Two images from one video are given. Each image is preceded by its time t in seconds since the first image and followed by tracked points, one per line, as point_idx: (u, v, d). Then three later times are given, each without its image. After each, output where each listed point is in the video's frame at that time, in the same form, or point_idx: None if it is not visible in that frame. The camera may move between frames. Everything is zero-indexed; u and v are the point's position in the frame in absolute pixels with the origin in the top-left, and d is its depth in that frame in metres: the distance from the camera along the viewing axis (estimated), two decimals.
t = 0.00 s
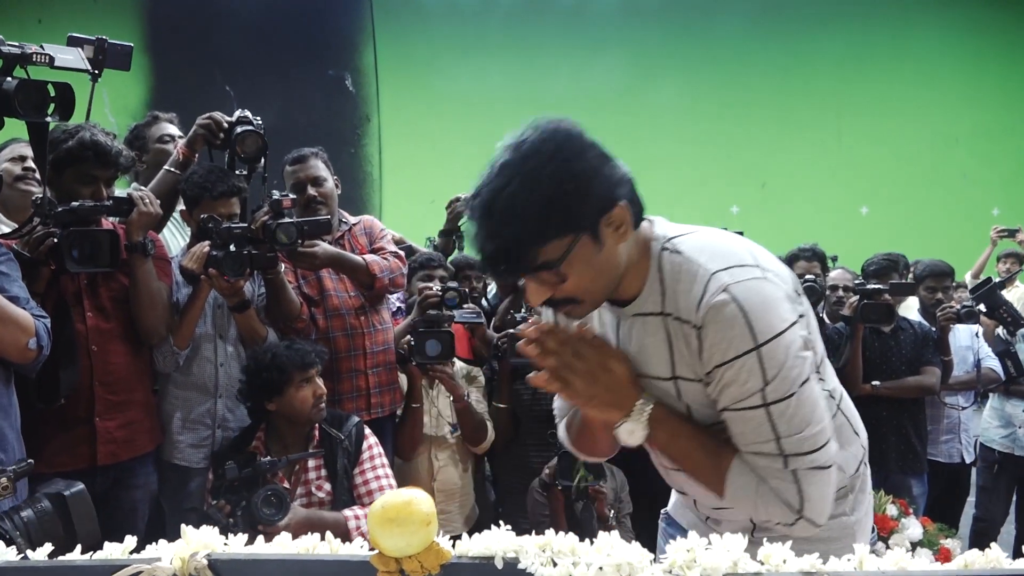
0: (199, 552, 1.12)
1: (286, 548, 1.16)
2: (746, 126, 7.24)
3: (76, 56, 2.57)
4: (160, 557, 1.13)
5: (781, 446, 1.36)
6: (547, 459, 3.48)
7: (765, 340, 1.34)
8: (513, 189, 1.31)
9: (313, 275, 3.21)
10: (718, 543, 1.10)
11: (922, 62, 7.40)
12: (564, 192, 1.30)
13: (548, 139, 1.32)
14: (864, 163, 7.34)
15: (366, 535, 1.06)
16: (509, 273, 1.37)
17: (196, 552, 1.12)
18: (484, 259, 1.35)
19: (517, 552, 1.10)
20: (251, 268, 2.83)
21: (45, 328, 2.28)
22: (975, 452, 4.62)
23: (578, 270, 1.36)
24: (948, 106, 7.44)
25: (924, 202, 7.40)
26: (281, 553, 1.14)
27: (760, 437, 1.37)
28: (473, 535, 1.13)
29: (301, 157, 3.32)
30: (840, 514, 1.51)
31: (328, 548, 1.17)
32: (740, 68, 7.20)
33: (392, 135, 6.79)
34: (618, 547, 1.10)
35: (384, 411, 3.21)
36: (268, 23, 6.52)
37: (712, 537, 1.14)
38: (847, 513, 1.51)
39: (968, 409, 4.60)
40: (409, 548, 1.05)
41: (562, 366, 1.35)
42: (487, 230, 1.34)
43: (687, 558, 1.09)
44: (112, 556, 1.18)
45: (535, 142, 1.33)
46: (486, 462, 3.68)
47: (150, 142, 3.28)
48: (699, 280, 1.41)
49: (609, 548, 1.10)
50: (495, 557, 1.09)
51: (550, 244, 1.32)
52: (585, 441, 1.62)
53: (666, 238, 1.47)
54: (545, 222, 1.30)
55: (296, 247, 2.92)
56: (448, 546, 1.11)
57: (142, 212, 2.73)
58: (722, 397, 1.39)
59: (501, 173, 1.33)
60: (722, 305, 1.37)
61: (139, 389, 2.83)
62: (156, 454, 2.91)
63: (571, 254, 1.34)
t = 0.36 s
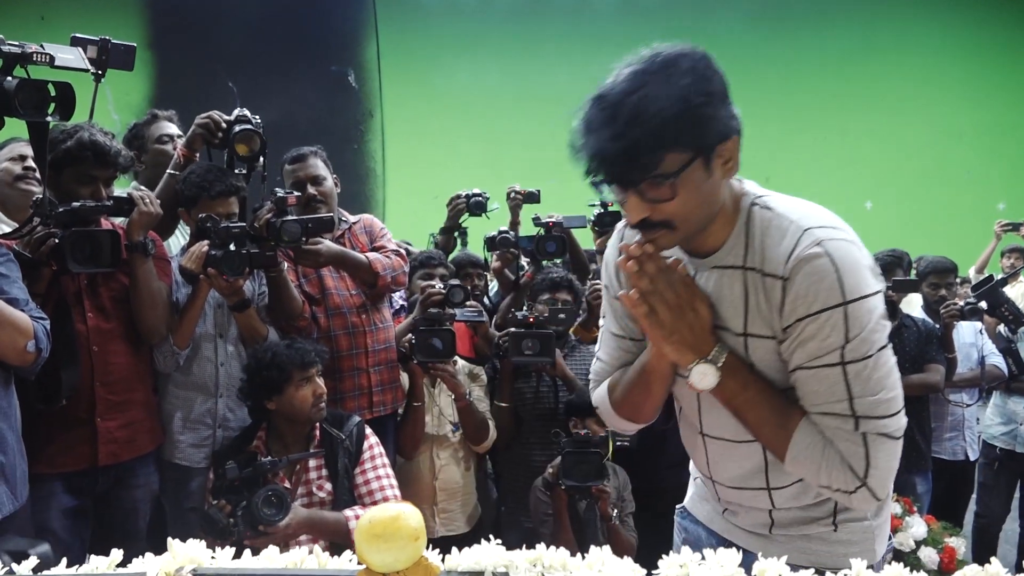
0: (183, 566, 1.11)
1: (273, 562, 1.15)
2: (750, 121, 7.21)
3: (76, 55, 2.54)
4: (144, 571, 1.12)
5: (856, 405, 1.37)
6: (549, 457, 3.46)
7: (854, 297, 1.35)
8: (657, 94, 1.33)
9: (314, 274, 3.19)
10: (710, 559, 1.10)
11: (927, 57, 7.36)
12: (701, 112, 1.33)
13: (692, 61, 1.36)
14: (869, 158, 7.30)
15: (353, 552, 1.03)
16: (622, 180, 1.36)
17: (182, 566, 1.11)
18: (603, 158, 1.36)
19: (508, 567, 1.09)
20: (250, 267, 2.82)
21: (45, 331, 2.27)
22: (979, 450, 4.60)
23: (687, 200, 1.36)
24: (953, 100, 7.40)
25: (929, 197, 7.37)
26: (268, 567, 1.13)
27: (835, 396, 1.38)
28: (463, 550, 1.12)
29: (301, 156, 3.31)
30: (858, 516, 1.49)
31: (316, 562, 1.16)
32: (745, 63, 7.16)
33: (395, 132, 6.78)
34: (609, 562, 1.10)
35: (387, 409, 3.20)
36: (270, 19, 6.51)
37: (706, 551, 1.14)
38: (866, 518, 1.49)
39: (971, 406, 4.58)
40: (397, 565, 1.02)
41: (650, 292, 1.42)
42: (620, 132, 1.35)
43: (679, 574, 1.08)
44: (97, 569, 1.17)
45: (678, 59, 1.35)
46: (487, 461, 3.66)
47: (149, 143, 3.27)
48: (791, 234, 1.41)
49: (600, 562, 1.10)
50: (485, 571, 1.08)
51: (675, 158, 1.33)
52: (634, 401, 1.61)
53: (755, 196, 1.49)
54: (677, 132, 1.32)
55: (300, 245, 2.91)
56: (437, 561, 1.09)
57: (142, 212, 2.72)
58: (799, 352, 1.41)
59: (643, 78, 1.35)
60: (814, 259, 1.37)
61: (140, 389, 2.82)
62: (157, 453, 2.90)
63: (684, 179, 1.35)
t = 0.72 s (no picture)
0: (201, 543, 1.10)
1: (291, 538, 1.14)
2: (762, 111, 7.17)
3: (89, 34, 2.56)
4: (161, 547, 1.12)
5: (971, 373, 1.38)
6: (557, 445, 3.45)
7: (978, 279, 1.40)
8: (795, 59, 1.44)
9: (321, 258, 3.17)
10: (736, 539, 1.08)
11: (942, 48, 7.29)
12: (827, 79, 1.41)
13: (845, 39, 1.44)
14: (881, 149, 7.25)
15: (373, 527, 1.04)
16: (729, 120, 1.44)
17: (199, 542, 1.10)
18: (790, 86, 1.40)
19: (530, 545, 1.07)
20: (262, 251, 2.81)
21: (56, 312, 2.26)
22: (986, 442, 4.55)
23: (775, 152, 1.38)
24: (965, 93, 7.34)
25: (940, 188, 7.31)
26: (287, 544, 1.11)
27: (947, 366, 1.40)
28: (482, 529, 1.10)
29: (308, 141, 3.29)
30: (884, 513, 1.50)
31: (334, 540, 1.15)
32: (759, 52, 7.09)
33: (404, 119, 6.77)
34: (633, 542, 1.08)
35: (394, 396, 3.18)
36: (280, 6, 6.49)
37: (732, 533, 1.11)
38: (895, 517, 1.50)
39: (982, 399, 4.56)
40: (418, 542, 1.03)
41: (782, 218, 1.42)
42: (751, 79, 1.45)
43: (706, 554, 1.05)
44: (114, 544, 1.16)
45: (830, 36, 1.44)
46: (494, 450, 3.65)
47: (151, 125, 3.25)
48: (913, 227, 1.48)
49: (625, 542, 1.08)
50: (506, 551, 1.07)
51: (779, 107, 1.39)
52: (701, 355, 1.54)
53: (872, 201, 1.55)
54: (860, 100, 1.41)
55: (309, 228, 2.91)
56: (457, 540, 1.08)
57: (151, 188, 2.70)
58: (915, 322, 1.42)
59: (798, 48, 1.46)
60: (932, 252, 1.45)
61: (141, 370, 2.81)
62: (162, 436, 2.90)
63: (774, 131, 1.38)
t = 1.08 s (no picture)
0: (192, 547, 1.10)
1: (282, 544, 1.14)
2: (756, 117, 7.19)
3: (88, 38, 2.57)
4: (151, 552, 1.12)
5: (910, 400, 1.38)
6: (551, 450, 3.44)
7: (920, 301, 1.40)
8: (707, 79, 1.45)
9: (315, 263, 3.17)
10: (728, 545, 1.07)
11: (936, 55, 7.31)
12: (739, 96, 1.42)
13: (756, 53, 1.46)
14: (874, 155, 7.27)
15: (364, 532, 1.05)
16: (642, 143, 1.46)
17: (190, 547, 1.10)
18: (694, 115, 1.41)
19: (521, 551, 1.07)
20: (255, 256, 2.80)
21: (50, 317, 2.25)
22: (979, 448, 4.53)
23: (692, 175, 1.39)
24: (960, 99, 7.35)
25: (933, 195, 7.32)
26: (278, 549, 1.11)
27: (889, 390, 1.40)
28: (475, 534, 1.11)
29: (301, 144, 3.29)
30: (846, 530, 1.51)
31: (326, 545, 1.15)
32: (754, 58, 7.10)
33: (399, 124, 6.77)
34: (624, 547, 1.08)
35: (387, 401, 3.16)
36: (276, 11, 6.51)
37: (725, 538, 1.11)
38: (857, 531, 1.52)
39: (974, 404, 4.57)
40: (408, 547, 1.04)
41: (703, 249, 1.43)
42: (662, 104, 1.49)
43: (697, 559, 1.06)
44: (104, 548, 1.16)
45: (742, 51, 1.46)
46: (488, 454, 3.64)
47: (144, 128, 3.24)
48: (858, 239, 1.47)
49: (616, 548, 1.08)
50: (497, 556, 1.07)
51: (692, 129, 1.40)
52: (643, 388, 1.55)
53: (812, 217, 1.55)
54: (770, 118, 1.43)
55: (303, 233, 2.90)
56: (449, 544, 1.09)
57: (148, 193, 2.70)
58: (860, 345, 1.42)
59: (710, 66, 1.49)
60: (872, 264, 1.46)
61: (137, 377, 2.80)
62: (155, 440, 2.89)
63: (688, 156, 1.39)
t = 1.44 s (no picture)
0: (172, 549, 1.10)
1: (263, 545, 1.14)
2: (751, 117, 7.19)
3: (84, 39, 2.53)
4: (130, 554, 1.12)
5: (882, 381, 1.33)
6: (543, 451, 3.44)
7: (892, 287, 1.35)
8: (675, 68, 1.45)
9: (308, 262, 3.16)
10: (711, 545, 1.08)
11: (929, 57, 7.34)
12: (706, 84, 1.41)
13: (723, 42, 1.44)
14: (867, 156, 7.29)
15: (345, 533, 1.05)
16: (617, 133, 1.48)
17: (170, 548, 1.10)
18: (659, 104, 1.41)
19: (502, 552, 1.07)
20: (243, 255, 2.79)
21: (43, 316, 2.25)
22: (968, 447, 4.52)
23: (660, 159, 1.39)
24: (953, 101, 7.37)
25: (925, 196, 7.33)
26: (259, 550, 1.11)
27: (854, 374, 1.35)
28: (457, 535, 1.11)
29: (293, 145, 3.28)
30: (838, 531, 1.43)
31: (308, 546, 1.15)
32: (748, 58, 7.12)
33: (392, 124, 6.76)
34: (605, 548, 1.08)
35: (378, 401, 3.15)
36: (271, 10, 6.49)
37: (707, 539, 1.12)
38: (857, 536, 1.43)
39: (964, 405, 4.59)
40: (388, 547, 1.04)
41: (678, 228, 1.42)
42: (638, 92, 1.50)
43: (678, 560, 1.07)
44: (84, 551, 1.15)
45: (710, 41, 1.45)
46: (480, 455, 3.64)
47: (134, 128, 3.23)
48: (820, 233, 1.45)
49: (597, 548, 1.08)
50: (479, 557, 1.07)
51: (658, 116, 1.40)
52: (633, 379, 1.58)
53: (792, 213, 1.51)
54: (735, 103, 1.41)
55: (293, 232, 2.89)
56: (430, 546, 1.09)
57: (142, 192, 2.70)
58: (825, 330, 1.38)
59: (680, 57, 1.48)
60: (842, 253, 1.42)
61: (131, 377, 2.79)
62: (145, 440, 2.88)
63: (657, 141, 1.39)
